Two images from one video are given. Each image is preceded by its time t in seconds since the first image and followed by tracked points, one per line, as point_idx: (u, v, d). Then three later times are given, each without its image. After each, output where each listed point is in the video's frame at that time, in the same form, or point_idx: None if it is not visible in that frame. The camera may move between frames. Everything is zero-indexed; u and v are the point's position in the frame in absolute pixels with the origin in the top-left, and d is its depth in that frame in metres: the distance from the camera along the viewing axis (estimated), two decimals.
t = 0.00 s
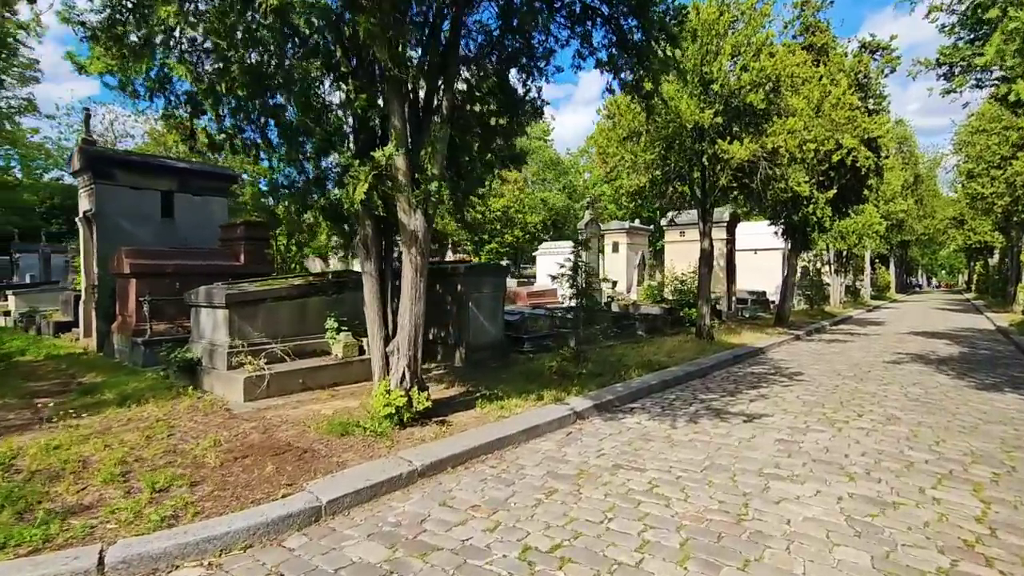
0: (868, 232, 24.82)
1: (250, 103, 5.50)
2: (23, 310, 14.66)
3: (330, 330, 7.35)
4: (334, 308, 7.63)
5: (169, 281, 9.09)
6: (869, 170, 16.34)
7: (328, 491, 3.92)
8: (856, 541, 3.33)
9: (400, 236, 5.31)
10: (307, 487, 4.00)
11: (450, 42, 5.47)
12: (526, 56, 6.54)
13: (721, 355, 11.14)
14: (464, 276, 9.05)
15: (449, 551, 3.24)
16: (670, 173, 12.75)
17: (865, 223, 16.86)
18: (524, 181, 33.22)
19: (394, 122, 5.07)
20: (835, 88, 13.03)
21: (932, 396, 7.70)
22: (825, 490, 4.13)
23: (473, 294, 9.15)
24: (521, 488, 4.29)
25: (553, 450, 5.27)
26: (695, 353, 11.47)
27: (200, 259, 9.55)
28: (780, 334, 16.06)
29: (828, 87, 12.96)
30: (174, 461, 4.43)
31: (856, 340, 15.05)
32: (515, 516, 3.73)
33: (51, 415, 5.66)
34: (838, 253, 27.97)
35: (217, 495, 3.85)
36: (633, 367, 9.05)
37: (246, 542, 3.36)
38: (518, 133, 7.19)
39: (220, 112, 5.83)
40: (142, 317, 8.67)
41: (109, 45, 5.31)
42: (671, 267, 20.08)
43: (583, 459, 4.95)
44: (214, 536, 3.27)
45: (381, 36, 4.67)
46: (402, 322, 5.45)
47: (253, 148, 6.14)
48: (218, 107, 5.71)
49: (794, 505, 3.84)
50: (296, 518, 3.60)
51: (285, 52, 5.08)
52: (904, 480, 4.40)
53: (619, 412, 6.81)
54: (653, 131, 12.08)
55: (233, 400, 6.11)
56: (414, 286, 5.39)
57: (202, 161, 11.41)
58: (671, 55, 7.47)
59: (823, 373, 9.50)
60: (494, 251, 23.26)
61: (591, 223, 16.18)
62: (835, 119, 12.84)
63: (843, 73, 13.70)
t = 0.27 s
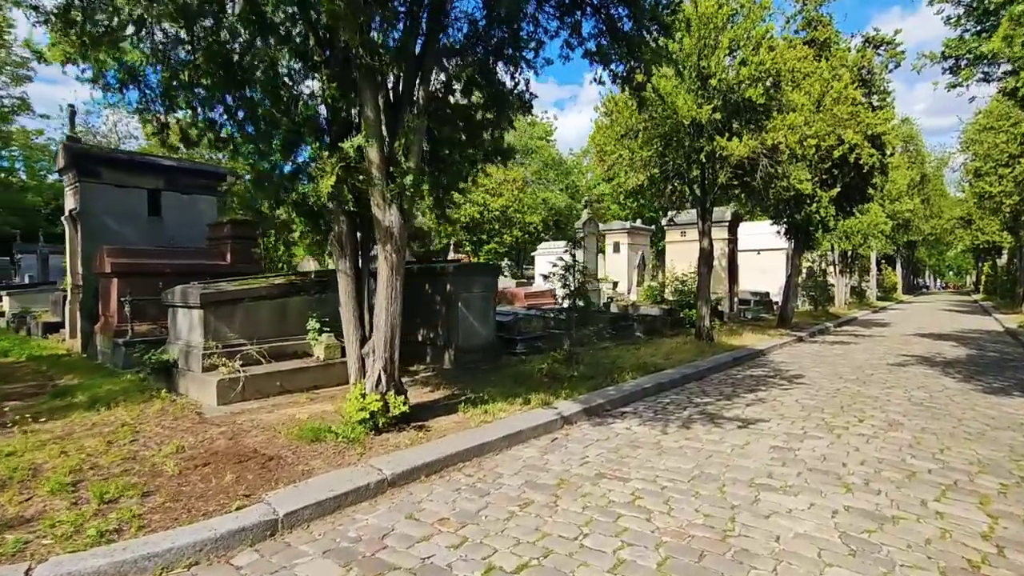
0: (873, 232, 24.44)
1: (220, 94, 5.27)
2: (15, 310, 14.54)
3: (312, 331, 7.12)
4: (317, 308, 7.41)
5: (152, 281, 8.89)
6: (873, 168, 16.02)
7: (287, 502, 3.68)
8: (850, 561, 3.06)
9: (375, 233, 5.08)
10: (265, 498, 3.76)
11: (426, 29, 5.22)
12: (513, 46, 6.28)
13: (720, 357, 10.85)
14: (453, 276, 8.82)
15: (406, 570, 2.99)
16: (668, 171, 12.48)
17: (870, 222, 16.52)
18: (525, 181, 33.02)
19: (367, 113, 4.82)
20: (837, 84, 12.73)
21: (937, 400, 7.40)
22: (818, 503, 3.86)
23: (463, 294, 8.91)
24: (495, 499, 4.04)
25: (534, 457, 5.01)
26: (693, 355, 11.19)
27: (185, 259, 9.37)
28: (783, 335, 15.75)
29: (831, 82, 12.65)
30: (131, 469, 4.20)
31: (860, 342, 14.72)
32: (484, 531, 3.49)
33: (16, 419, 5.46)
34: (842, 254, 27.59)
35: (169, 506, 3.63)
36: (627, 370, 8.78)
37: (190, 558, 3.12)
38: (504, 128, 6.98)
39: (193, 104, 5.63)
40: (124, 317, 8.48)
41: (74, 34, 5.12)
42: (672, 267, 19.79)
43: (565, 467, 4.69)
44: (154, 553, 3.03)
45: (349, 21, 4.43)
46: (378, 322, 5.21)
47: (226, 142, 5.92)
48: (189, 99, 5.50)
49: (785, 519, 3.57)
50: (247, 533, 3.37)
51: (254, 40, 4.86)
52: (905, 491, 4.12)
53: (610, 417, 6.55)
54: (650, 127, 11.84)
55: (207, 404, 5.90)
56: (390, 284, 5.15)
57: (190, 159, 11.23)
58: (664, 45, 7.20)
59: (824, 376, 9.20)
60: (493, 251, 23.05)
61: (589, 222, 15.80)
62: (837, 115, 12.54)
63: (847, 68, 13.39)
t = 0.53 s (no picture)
0: (875, 232, 24.12)
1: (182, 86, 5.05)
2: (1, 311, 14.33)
3: (289, 334, 6.88)
4: (295, 310, 7.16)
5: (131, 281, 8.67)
6: (874, 167, 15.72)
7: (237, 520, 3.44)
8: None
9: (344, 231, 4.83)
10: (214, 514, 3.52)
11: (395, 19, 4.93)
12: (494, 38, 5.99)
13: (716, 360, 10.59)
14: (439, 276, 8.58)
15: None
16: (663, 170, 12.23)
17: (871, 222, 16.19)
18: (524, 181, 32.81)
19: (334, 105, 4.58)
20: (836, 80, 12.46)
21: (938, 405, 7.11)
22: (809, 521, 3.59)
23: (449, 295, 8.66)
24: (463, 515, 3.78)
25: (512, 468, 4.75)
26: (688, 357, 10.93)
27: (166, 259, 9.14)
28: (782, 337, 15.46)
29: (830, 78, 12.34)
30: (78, 482, 3.97)
31: (861, 343, 14.41)
32: (446, 552, 3.23)
33: None
34: (844, 254, 27.28)
35: (108, 524, 3.38)
36: (618, 373, 8.51)
37: None
38: (486, 123, 6.73)
39: (158, 98, 5.41)
40: (100, 319, 8.25)
41: (30, 23, 4.90)
42: (670, 268, 19.51)
43: (542, 480, 4.43)
44: None
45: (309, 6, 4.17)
46: (349, 325, 4.97)
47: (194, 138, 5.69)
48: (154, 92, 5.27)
49: (770, 540, 3.31)
50: (188, 554, 3.12)
51: (215, 27, 4.62)
52: (902, 507, 3.85)
53: (596, 423, 6.30)
54: (644, 125, 11.61)
55: (174, 410, 5.66)
56: (361, 285, 4.90)
57: (174, 157, 11.00)
58: (655, 36, 6.89)
59: (822, 379, 8.93)
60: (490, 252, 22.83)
61: (584, 222, 15.51)
62: (836, 112, 12.27)
63: (846, 64, 13.09)
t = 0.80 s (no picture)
0: (873, 232, 23.89)
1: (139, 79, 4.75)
2: None
3: (264, 337, 6.61)
4: (271, 312, 6.90)
5: (106, 282, 8.40)
6: (872, 166, 15.47)
7: (180, 542, 3.17)
8: None
9: (311, 231, 4.57)
10: (158, 535, 3.25)
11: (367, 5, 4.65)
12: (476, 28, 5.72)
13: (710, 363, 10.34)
14: (423, 277, 8.31)
15: None
16: (657, 168, 11.98)
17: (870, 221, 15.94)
18: (520, 180, 32.58)
19: (299, 96, 4.32)
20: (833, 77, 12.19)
21: (938, 411, 6.85)
22: (800, 541, 3.33)
23: (434, 297, 8.40)
24: (429, 535, 3.52)
25: (488, 481, 4.49)
26: (682, 360, 10.67)
27: (143, 259, 8.88)
28: (779, 338, 15.21)
29: (828, 74, 12.08)
30: (18, 499, 3.70)
31: (859, 346, 14.16)
32: None
33: None
34: (842, 254, 27.05)
35: (39, 546, 3.11)
36: (609, 377, 8.26)
37: None
38: (467, 117, 6.50)
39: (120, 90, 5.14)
40: (72, 321, 7.97)
41: None
42: (666, 268, 19.26)
43: (519, 494, 4.16)
44: None
45: None
46: (317, 330, 4.70)
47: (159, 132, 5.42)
48: (114, 84, 5.00)
49: (758, 565, 3.05)
50: None
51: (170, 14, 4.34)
52: (900, 526, 3.59)
53: (581, 430, 6.04)
54: (637, 122, 11.35)
55: (138, 418, 5.40)
56: (330, 288, 4.64)
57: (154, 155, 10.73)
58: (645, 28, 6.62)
59: (818, 383, 8.66)
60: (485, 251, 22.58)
61: (577, 221, 15.19)
62: (833, 109, 12.00)
63: (844, 60, 12.85)
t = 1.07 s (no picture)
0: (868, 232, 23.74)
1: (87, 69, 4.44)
2: None
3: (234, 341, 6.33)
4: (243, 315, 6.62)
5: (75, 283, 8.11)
6: (867, 165, 15.27)
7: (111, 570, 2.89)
8: None
9: (272, 229, 4.28)
10: (89, 562, 2.97)
11: None
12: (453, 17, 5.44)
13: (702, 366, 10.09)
14: (404, 279, 8.02)
15: None
16: (648, 166, 11.74)
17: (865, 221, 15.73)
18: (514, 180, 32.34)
19: (256, 85, 4.03)
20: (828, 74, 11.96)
21: (935, 417, 6.61)
22: (791, 567, 3.07)
23: (416, 298, 8.12)
24: (390, 559, 3.24)
25: (461, 496, 4.22)
26: (674, 362, 10.42)
27: (115, 259, 8.60)
28: (773, 340, 14.99)
29: (823, 71, 11.85)
30: None
31: (854, 347, 13.95)
32: None
33: None
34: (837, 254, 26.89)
35: None
36: (596, 382, 8.00)
37: None
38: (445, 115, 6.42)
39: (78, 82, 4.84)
40: (37, 324, 7.65)
41: None
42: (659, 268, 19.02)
43: (491, 511, 3.89)
44: None
45: None
46: (279, 335, 4.42)
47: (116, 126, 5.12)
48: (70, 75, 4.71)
49: None
50: None
51: None
52: (899, 547, 3.34)
53: (565, 439, 5.77)
54: (628, 118, 11.11)
55: (95, 427, 5.11)
56: (292, 291, 4.35)
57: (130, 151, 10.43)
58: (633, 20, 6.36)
59: (812, 388, 8.42)
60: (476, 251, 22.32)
61: (569, 221, 14.92)
62: (828, 107, 11.78)
63: (839, 57, 12.63)
